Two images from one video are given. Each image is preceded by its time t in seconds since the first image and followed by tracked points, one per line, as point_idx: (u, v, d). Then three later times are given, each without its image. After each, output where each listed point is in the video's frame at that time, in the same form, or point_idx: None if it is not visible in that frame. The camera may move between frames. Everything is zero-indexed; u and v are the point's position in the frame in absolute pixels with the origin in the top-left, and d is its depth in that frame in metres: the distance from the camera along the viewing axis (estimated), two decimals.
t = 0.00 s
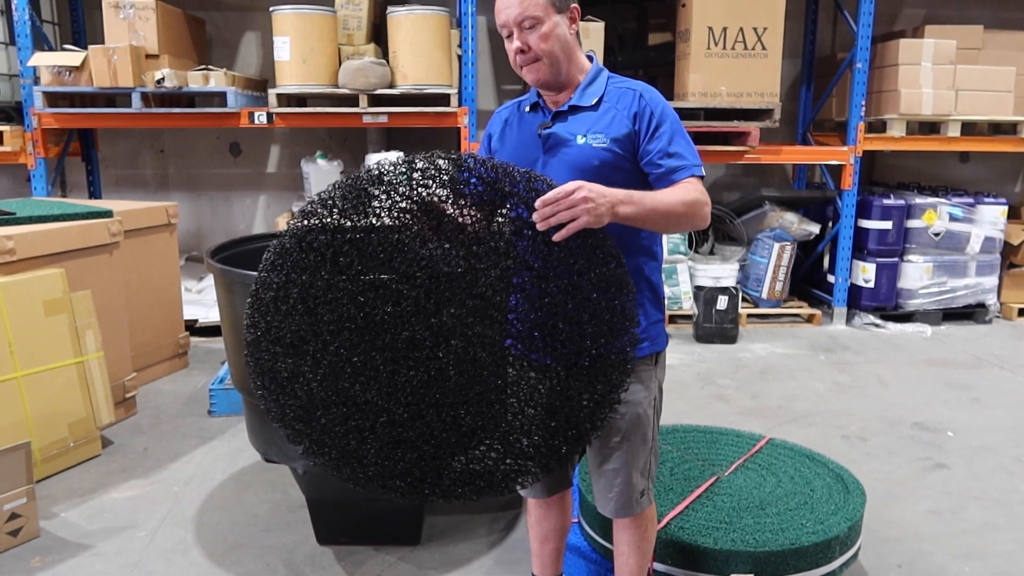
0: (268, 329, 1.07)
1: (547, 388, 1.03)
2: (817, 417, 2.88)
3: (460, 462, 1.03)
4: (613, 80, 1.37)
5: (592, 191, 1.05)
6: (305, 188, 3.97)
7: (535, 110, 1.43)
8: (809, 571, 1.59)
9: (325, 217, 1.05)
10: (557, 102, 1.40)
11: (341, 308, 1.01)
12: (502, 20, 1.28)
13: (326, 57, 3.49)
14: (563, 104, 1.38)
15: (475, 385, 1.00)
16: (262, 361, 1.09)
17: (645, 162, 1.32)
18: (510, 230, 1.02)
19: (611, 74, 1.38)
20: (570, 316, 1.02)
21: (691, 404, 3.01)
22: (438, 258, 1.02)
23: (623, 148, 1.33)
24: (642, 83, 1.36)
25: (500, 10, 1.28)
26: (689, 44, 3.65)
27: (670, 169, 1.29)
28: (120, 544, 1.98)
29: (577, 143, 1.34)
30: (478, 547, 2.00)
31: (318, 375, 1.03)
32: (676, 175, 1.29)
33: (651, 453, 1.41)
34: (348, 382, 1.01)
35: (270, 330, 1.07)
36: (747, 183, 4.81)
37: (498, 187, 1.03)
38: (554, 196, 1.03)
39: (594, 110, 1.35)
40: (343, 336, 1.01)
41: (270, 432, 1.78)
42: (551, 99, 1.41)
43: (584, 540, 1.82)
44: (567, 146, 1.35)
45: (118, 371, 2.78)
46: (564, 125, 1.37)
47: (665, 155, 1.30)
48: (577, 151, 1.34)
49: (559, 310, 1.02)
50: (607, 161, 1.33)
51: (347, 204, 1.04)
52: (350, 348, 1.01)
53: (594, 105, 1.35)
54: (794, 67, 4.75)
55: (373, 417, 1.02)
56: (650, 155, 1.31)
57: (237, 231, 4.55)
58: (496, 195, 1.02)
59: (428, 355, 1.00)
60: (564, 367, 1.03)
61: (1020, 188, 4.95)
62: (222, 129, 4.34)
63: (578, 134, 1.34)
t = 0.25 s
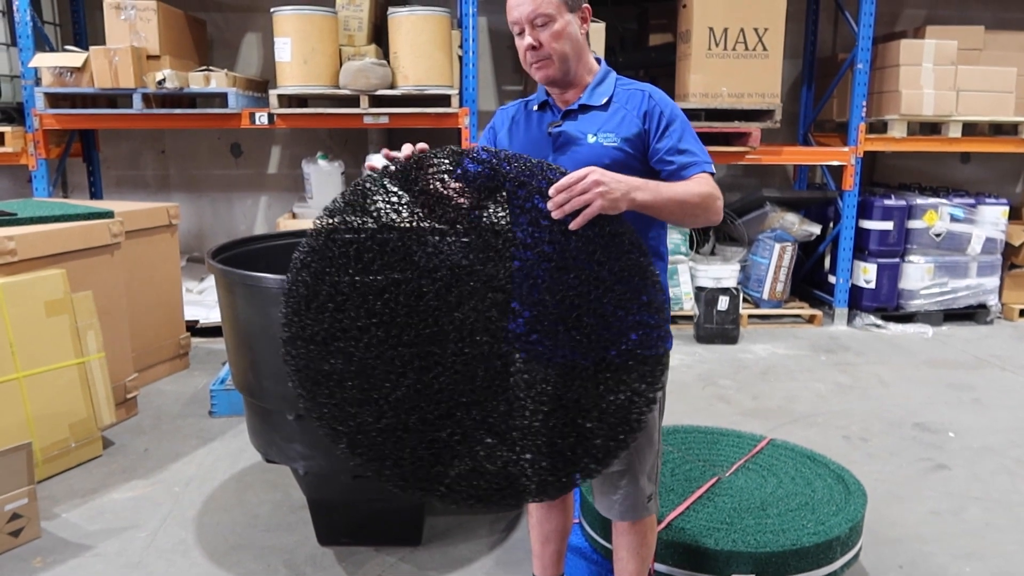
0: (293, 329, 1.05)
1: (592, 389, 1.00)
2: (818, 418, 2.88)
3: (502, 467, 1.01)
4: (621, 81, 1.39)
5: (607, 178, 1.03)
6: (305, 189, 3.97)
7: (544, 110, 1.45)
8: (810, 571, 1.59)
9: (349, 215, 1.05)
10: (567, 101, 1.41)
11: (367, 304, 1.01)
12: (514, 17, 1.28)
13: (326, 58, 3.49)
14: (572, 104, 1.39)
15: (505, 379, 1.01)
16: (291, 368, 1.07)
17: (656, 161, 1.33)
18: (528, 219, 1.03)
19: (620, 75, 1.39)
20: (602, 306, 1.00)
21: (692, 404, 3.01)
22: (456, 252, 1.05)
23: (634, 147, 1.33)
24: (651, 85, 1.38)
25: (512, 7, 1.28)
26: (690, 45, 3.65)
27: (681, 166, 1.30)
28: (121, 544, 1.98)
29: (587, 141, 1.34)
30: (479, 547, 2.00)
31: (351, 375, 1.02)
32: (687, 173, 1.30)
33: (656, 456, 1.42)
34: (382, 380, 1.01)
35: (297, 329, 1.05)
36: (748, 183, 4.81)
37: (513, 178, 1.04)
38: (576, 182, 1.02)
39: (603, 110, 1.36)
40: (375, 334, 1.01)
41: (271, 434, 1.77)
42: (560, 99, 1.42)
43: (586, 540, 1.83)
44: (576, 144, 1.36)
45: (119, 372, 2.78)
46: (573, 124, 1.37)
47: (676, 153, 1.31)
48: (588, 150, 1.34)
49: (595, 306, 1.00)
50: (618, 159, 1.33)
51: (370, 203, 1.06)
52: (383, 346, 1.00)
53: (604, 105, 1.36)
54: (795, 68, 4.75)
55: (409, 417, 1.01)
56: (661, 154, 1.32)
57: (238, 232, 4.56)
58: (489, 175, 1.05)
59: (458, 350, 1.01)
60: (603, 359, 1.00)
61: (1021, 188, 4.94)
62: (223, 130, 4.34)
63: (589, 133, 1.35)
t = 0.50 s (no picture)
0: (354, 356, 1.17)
1: (636, 392, 1.05)
2: (818, 418, 2.88)
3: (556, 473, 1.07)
4: (634, 82, 1.45)
5: (640, 176, 1.06)
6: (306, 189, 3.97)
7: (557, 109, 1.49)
8: (811, 571, 1.59)
9: (392, 244, 1.15)
10: (581, 101, 1.46)
11: (419, 325, 1.11)
12: (530, 16, 1.32)
13: (327, 59, 3.49)
14: (587, 103, 1.44)
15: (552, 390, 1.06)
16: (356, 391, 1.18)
17: (674, 160, 1.40)
18: (566, 224, 1.07)
19: (632, 77, 1.46)
20: (645, 308, 1.04)
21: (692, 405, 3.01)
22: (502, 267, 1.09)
23: (651, 146, 1.40)
24: (664, 88, 1.44)
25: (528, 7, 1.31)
26: (690, 45, 3.65)
27: (700, 164, 1.37)
28: (121, 545, 1.98)
29: (604, 141, 1.40)
30: (480, 548, 2.00)
31: (407, 393, 1.12)
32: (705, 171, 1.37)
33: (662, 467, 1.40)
34: (436, 396, 1.10)
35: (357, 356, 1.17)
36: (748, 184, 4.81)
37: (545, 185, 1.09)
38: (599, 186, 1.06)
39: (619, 110, 1.42)
40: (424, 353, 1.11)
41: (272, 434, 1.77)
42: (574, 98, 1.47)
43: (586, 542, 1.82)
44: (594, 143, 1.41)
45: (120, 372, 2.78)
46: (589, 124, 1.43)
47: (694, 153, 1.38)
48: (605, 149, 1.40)
49: (637, 311, 1.04)
50: (635, 157, 1.40)
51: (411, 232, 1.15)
52: (431, 364, 1.10)
53: (619, 105, 1.42)
54: (795, 69, 4.75)
55: (462, 430, 1.10)
56: (679, 153, 1.39)
57: (238, 232, 4.56)
58: (506, 178, 1.10)
59: (502, 364, 1.08)
60: (646, 365, 1.04)
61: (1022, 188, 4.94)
62: (223, 131, 4.34)
63: (606, 133, 1.41)
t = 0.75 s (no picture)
0: (388, 362, 1.22)
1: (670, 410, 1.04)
2: (817, 418, 2.89)
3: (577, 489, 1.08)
4: (647, 83, 1.47)
5: (655, 154, 1.09)
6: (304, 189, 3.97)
7: (569, 108, 1.51)
8: (809, 570, 1.60)
9: (429, 252, 1.18)
10: (594, 101, 1.48)
11: (451, 333, 1.15)
12: (545, 18, 1.32)
13: (325, 58, 3.49)
14: (600, 103, 1.47)
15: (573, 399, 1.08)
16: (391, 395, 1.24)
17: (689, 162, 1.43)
18: (588, 222, 1.07)
19: (645, 78, 1.48)
20: (670, 319, 1.04)
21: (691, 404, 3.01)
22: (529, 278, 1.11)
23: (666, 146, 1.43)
24: (677, 88, 1.47)
25: (543, 10, 1.32)
26: (689, 45, 3.65)
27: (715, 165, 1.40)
28: (120, 545, 1.98)
29: (618, 141, 1.43)
30: (479, 547, 2.00)
31: (438, 399, 1.18)
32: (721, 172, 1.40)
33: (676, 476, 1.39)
34: (466, 403, 1.15)
35: (392, 362, 1.22)
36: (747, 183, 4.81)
37: (569, 184, 1.10)
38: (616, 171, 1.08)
39: (633, 110, 1.44)
40: (456, 362, 1.15)
41: (271, 434, 1.77)
42: (586, 98, 1.49)
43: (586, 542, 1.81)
44: (607, 144, 1.44)
45: (119, 372, 2.78)
46: (603, 124, 1.45)
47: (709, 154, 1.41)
48: (619, 149, 1.43)
49: (671, 322, 1.04)
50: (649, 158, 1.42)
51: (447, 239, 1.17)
52: (463, 373, 1.14)
53: (633, 106, 1.44)
54: (793, 69, 4.75)
55: (489, 439, 1.15)
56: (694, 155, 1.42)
57: (237, 232, 4.56)
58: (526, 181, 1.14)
59: (533, 375, 1.11)
60: (672, 376, 1.04)
61: (1020, 188, 4.95)
62: (222, 131, 4.34)
63: (619, 134, 1.43)
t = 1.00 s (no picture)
0: (388, 374, 1.31)
1: (666, 430, 1.18)
2: (813, 417, 2.89)
3: (569, 500, 1.22)
4: (647, 88, 1.63)
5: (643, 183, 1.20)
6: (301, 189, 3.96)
7: (573, 110, 1.64)
8: (805, 570, 1.60)
9: (443, 275, 1.27)
10: (596, 103, 1.62)
11: (461, 352, 1.26)
12: (552, 20, 1.45)
13: (321, 58, 3.49)
14: (603, 106, 1.61)
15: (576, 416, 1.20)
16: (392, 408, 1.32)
17: (687, 166, 1.60)
18: (598, 240, 1.18)
19: (645, 83, 1.63)
20: (664, 342, 1.17)
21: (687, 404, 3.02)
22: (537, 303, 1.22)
23: (666, 149, 1.59)
24: (675, 94, 1.63)
25: (551, 12, 1.44)
26: (686, 45, 3.65)
27: (712, 171, 1.57)
28: (116, 546, 1.98)
29: (622, 145, 1.58)
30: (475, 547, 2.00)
31: (445, 413, 1.28)
32: (717, 177, 1.57)
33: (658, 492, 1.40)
34: (473, 417, 1.27)
35: (391, 374, 1.30)
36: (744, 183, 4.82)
37: (579, 201, 1.21)
38: (621, 201, 1.15)
39: (635, 114, 1.60)
40: (461, 378, 1.26)
41: (267, 435, 1.77)
42: (588, 100, 1.62)
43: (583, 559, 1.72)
44: (611, 147, 1.59)
45: (115, 372, 2.77)
46: (607, 127, 1.60)
47: (705, 161, 1.59)
48: (623, 152, 1.58)
49: (674, 349, 1.18)
50: (652, 161, 1.58)
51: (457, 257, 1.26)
52: (466, 389, 1.26)
53: (636, 110, 1.60)
54: (790, 69, 4.74)
55: (492, 451, 1.26)
56: (692, 159, 1.60)
57: (233, 233, 4.55)
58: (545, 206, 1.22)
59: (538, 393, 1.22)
60: (666, 393, 1.18)
61: (1016, 188, 4.96)
62: (218, 131, 4.33)
63: (623, 138, 1.58)
